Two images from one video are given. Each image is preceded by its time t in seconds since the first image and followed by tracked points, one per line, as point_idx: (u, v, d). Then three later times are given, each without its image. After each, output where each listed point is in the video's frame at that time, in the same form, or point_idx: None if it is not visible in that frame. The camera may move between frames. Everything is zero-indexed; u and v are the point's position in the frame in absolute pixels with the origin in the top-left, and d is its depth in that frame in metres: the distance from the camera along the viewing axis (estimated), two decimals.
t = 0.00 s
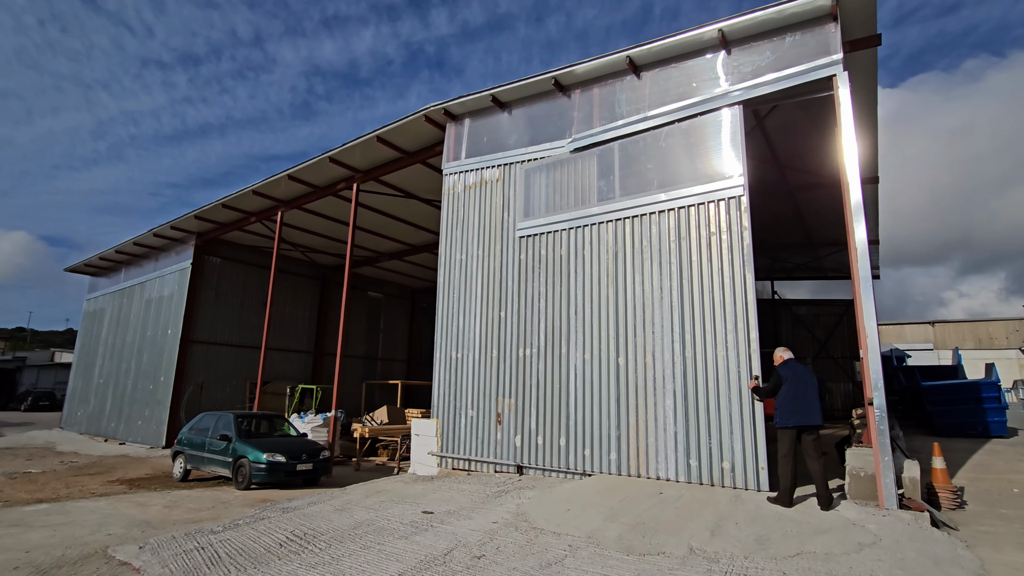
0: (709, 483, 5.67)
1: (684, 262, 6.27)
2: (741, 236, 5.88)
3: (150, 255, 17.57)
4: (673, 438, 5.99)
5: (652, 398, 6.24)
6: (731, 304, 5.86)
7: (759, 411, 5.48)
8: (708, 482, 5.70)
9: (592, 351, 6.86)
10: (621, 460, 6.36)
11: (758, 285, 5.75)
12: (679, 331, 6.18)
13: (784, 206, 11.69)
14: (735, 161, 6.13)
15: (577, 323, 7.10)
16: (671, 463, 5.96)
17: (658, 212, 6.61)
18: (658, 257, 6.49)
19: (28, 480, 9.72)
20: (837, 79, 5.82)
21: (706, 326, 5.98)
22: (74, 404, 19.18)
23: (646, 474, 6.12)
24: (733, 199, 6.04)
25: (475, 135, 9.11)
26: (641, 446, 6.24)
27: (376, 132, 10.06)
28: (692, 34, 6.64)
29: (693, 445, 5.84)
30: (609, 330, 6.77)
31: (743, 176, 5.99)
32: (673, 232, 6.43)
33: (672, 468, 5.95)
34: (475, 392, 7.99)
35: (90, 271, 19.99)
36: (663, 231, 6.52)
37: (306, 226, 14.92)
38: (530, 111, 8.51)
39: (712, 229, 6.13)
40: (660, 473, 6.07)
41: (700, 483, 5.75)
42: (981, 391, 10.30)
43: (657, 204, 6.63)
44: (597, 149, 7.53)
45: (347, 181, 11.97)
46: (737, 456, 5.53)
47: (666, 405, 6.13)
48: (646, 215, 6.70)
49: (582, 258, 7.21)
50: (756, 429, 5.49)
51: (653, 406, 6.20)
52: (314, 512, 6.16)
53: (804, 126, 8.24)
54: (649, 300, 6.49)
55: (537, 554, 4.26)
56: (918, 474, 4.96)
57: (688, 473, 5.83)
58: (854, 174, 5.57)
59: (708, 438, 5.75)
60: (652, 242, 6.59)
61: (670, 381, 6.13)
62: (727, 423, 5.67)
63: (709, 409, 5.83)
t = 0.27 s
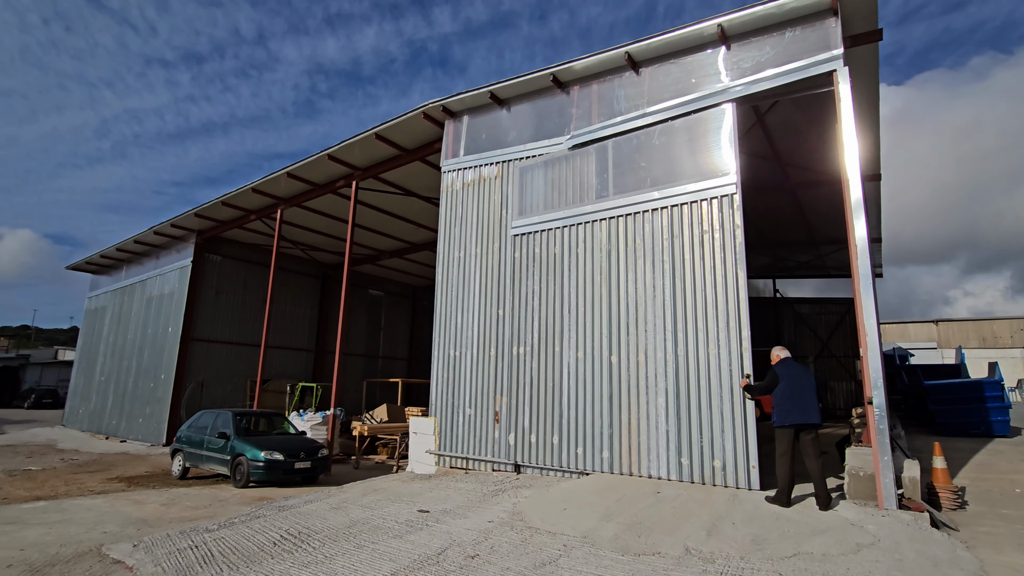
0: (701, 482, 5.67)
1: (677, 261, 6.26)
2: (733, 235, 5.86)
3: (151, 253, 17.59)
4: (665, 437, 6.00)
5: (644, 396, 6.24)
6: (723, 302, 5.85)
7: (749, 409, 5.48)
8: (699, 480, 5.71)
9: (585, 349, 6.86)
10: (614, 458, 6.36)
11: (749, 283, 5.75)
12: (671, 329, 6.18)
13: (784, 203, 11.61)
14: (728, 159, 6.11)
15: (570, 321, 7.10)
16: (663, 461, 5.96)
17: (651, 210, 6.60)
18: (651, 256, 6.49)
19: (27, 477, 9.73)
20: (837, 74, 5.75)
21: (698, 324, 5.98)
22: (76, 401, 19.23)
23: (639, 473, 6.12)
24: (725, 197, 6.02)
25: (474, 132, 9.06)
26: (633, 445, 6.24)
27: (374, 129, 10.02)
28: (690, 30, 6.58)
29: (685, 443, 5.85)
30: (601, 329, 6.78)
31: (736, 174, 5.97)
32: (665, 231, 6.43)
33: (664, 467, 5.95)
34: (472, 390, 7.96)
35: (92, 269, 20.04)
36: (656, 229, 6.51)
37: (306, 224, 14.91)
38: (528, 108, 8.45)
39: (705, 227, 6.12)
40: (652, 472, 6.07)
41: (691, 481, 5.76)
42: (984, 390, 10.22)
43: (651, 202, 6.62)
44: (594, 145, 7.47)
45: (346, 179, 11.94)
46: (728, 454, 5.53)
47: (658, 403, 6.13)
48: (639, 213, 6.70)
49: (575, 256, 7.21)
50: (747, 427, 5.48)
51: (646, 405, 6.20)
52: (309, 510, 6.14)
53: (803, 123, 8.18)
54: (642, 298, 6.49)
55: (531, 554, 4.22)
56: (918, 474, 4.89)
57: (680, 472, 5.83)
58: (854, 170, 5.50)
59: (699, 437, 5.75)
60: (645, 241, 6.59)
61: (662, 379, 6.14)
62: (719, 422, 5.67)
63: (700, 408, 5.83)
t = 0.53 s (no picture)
0: (691, 480, 5.67)
1: (669, 259, 6.25)
2: (725, 233, 5.86)
3: (147, 252, 17.49)
4: (656, 435, 6.00)
5: (636, 394, 6.23)
6: (715, 300, 5.83)
7: (740, 407, 5.47)
8: (690, 478, 5.70)
9: (577, 347, 6.84)
10: (605, 456, 6.35)
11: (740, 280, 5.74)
12: (662, 327, 6.17)
13: (783, 200, 11.55)
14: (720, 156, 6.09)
15: (562, 319, 7.06)
16: (654, 459, 5.96)
17: (643, 207, 6.58)
18: (642, 253, 6.47)
19: (20, 477, 9.64)
20: (837, 68, 5.69)
21: (690, 322, 5.96)
22: (71, 401, 19.13)
23: (629, 471, 6.13)
24: (717, 194, 6.00)
25: (470, 128, 8.97)
26: (624, 443, 6.24)
27: (370, 126, 9.94)
28: (688, 24, 6.51)
29: (676, 441, 5.84)
30: (593, 327, 6.75)
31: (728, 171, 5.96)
32: (657, 229, 6.41)
33: (655, 465, 5.94)
34: (467, 389, 7.90)
35: (88, 268, 19.92)
36: (647, 227, 6.50)
37: (302, 222, 14.79)
38: (525, 103, 8.37)
39: (696, 224, 6.11)
40: (642, 470, 6.07)
41: (682, 479, 5.76)
42: (984, 387, 10.19)
43: (643, 199, 6.60)
44: (591, 141, 7.40)
45: (342, 176, 11.86)
46: (719, 452, 5.53)
47: (649, 401, 6.12)
48: (630, 211, 6.70)
49: (567, 254, 7.18)
50: (737, 425, 5.48)
51: (637, 403, 6.20)
52: (302, 510, 6.06)
53: (802, 118, 8.12)
54: (634, 296, 6.47)
55: (526, 555, 4.15)
56: (918, 472, 4.83)
57: (671, 470, 5.83)
58: (853, 165, 5.43)
59: (690, 435, 5.75)
60: (637, 239, 6.57)
61: (653, 377, 6.12)
62: (710, 420, 5.67)
63: (691, 406, 5.82)
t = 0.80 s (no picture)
0: (681, 479, 5.61)
1: (659, 256, 6.19)
2: (715, 230, 5.80)
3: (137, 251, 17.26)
4: (646, 434, 5.94)
5: (626, 393, 6.17)
6: (705, 298, 5.77)
7: (730, 405, 5.41)
8: (680, 478, 5.64)
9: (567, 346, 6.77)
10: (596, 456, 6.29)
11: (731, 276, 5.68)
12: (652, 325, 6.11)
13: (779, 197, 11.43)
14: (710, 153, 6.03)
15: (552, 318, 6.99)
16: (644, 459, 5.90)
17: (634, 204, 6.51)
18: (632, 251, 6.41)
19: (4, 481, 9.45)
20: (835, 61, 5.59)
21: (680, 320, 5.90)
22: (61, 402, 18.88)
23: (619, 471, 6.07)
24: (707, 191, 5.95)
25: (464, 124, 8.85)
26: (614, 442, 6.18)
27: (362, 122, 9.80)
28: (684, 17, 6.40)
29: (666, 440, 5.78)
30: (583, 325, 6.68)
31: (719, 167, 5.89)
32: (647, 226, 6.35)
33: (645, 464, 5.88)
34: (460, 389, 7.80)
35: (77, 267, 19.67)
36: (637, 225, 6.44)
37: (295, 220, 14.61)
38: (519, 99, 8.26)
39: (686, 221, 6.05)
40: (632, 470, 6.01)
41: (672, 479, 5.70)
42: (980, 385, 10.14)
43: (633, 196, 6.53)
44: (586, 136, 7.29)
45: (335, 173, 11.70)
46: (709, 452, 5.46)
47: (639, 400, 6.06)
48: (619, 209, 6.64)
49: (558, 252, 7.11)
50: (728, 424, 5.41)
51: (627, 402, 6.14)
52: (292, 514, 5.93)
53: (799, 113, 8.00)
54: (624, 294, 6.41)
55: (520, 559, 4.03)
56: (919, 472, 4.74)
57: (661, 469, 5.77)
58: (853, 160, 5.34)
59: (680, 435, 5.69)
60: (627, 237, 6.51)
61: (644, 376, 6.06)
62: (700, 418, 5.61)
63: (681, 405, 5.76)
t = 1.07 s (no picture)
0: (669, 478, 5.55)
1: (647, 252, 6.11)
2: (704, 226, 5.72)
3: (124, 248, 16.98)
4: (634, 432, 5.87)
5: (614, 391, 6.10)
6: (694, 295, 5.70)
7: (718, 403, 5.35)
8: (668, 477, 5.58)
9: (555, 344, 6.69)
10: (584, 454, 6.22)
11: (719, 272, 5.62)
12: (640, 323, 6.04)
13: (773, 193, 11.36)
14: (698, 148, 5.96)
15: (540, 315, 6.91)
16: (632, 458, 5.83)
17: (622, 200, 6.43)
18: (621, 248, 6.33)
19: None
20: (833, 53, 5.49)
21: (668, 317, 5.83)
22: (47, 403, 18.57)
23: (607, 470, 6.00)
24: (696, 186, 5.87)
25: (456, 119, 8.70)
26: (603, 441, 6.11)
27: (351, 116, 9.63)
28: (679, 8, 6.28)
29: (654, 438, 5.72)
30: (571, 323, 6.60)
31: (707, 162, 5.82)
32: (635, 223, 6.26)
33: (633, 463, 5.82)
34: (450, 387, 7.68)
35: (63, 265, 19.35)
36: (626, 221, 6.35)
37: (284, 217, 14.40)
38: (512, 92, 8.12)
39: (675, 217, 5.97)
40: (621, 468, 5.95)
41: (660, 478, 5.63)
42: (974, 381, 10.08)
43: (622, 192, 6.45)
44: (579, 130, 7.16)
45: (325, 169, 11.52)
46: (697, 450, 5.41)
47: (627, 398, 5.99)
48: (607, 205, 6.54)
49: (546, 249, 7.02)
50: (716, 422, 5.35)
51: (615, 400, 6.07)
52: (279, 516, 5.78)
53: (792, 106, 7.92)
54: (612, 292, 6.33)
55: (512, 563, 3.92)
56: (918, 470, 4.66)
57: (649, 468, 5.71)
58: (850, 153, 5.25)
59: (669, 433, 5.63)
60: (615, 233, 6.42)
61: (632, 373, 5.99)
62: (688, 416, 5.55)
63: (669, 403, 5.69)
